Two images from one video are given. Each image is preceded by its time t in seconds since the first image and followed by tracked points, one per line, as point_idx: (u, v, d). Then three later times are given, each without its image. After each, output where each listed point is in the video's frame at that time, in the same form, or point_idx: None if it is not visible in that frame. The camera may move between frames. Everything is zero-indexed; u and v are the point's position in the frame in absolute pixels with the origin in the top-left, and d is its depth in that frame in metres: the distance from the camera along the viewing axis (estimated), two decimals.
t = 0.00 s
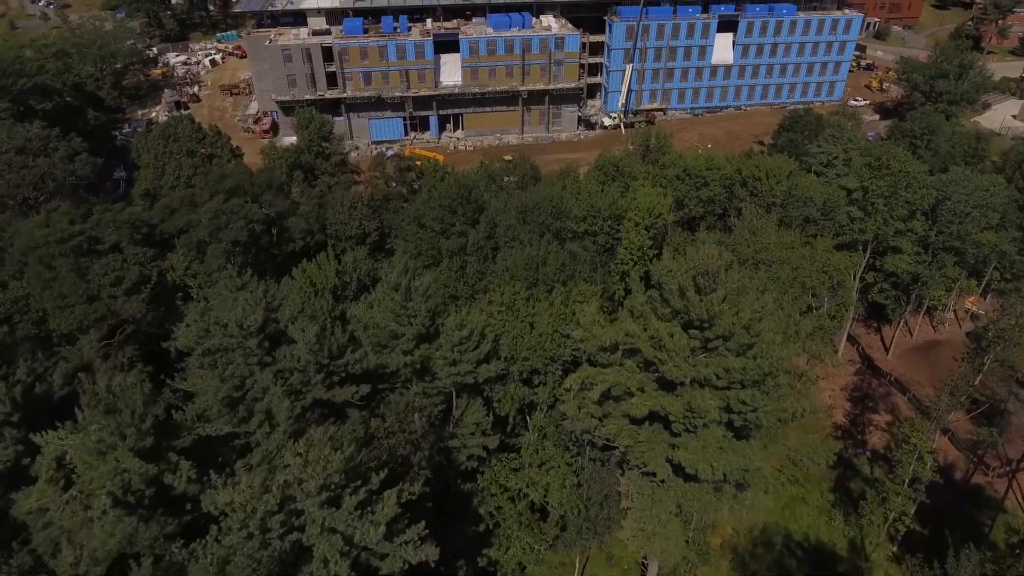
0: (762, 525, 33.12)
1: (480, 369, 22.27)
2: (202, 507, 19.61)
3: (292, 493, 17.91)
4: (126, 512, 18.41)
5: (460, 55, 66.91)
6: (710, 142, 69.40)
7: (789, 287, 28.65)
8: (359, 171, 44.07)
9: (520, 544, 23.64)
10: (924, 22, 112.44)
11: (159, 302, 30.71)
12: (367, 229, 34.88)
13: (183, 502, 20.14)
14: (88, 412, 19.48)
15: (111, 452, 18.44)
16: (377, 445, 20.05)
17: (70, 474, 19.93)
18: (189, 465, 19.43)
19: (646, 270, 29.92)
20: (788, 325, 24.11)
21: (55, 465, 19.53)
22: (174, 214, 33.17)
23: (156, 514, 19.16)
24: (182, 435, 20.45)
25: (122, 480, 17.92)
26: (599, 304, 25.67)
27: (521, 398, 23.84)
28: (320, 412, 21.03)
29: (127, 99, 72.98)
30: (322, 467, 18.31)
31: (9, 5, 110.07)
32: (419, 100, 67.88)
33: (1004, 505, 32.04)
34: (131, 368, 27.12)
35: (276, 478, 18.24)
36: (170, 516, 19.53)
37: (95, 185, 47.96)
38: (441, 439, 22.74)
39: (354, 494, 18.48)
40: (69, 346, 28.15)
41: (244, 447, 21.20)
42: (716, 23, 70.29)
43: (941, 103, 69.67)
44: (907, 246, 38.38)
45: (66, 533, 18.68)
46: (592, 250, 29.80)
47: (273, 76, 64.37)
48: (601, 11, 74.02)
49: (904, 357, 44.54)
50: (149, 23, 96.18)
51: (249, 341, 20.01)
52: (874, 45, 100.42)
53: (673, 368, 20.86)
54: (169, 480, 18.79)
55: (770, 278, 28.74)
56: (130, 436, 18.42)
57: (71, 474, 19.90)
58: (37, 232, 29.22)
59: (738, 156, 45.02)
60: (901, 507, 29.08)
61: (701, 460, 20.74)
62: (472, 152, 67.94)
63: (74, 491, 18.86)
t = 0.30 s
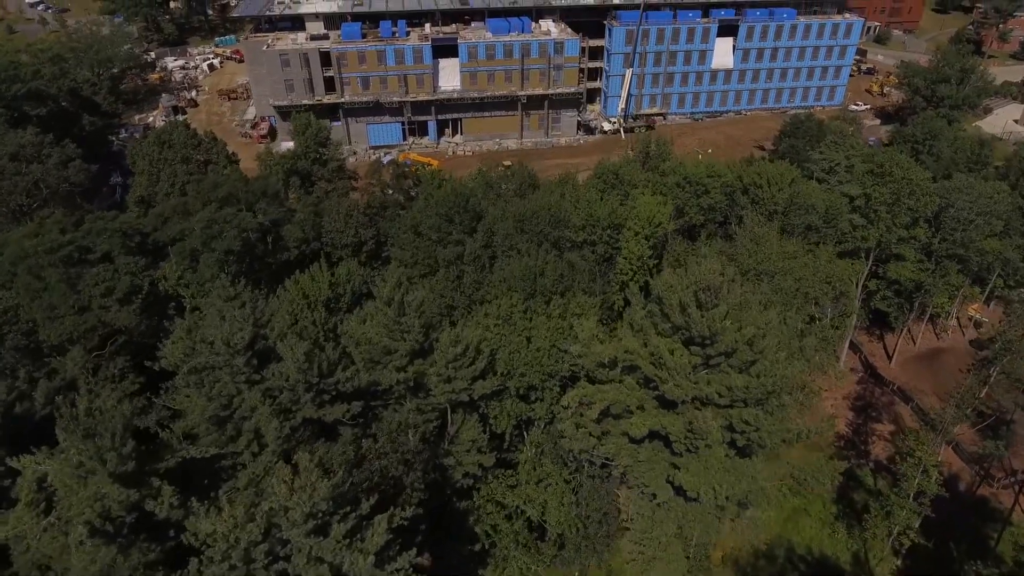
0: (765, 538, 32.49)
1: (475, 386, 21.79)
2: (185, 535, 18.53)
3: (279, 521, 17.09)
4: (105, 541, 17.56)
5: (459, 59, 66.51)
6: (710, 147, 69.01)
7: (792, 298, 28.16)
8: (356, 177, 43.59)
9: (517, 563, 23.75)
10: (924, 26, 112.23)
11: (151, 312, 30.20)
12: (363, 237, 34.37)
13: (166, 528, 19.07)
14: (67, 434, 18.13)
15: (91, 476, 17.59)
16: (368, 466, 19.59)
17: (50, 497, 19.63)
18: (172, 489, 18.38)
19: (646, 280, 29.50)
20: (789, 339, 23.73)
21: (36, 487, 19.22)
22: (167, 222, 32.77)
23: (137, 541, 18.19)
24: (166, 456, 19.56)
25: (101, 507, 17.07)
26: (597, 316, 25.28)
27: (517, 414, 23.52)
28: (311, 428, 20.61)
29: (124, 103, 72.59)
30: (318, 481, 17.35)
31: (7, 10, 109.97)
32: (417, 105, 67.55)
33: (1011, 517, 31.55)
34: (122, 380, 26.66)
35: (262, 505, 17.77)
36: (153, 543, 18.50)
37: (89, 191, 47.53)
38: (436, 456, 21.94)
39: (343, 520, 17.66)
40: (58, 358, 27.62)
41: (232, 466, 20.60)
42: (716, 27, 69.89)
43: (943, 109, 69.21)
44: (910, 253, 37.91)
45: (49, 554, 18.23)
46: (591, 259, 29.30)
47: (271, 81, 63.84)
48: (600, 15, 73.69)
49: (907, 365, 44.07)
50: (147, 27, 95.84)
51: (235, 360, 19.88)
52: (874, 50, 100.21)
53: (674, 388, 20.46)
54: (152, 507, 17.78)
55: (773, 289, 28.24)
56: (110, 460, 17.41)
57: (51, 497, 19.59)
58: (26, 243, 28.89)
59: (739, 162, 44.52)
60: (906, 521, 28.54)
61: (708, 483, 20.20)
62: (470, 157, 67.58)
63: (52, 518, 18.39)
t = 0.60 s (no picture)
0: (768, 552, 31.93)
1: (471, 404, 21.36)
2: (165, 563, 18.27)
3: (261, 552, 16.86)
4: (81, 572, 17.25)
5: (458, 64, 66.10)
6: (710, 152, 68.67)
7: (796, 310, 27.59)
8: (354, 183, 43.08)
9: None
10: (925, 30, 111.97)
11: (143, 322, 29.75)
12: (359, 245, 33.84)
13: (146, 555, 18.94)
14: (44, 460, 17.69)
15: (70, 502, 17.32)
16: (358, 487, 19.51)
17: (30, 520, 19.05)
18: (152, 517, 18.12)
19: (646, 289, 29.06)
20: (792, 353, 23.25)
21: (14, 510, 18.67)
22: (160, 229, 31.97)
23: (116, 568, 18.02)
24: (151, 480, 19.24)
25: (79, 535, 16.84)
26: (596, 330, 24.90)
27: (514, 431, 23.10)
28: (301, 448, 20.32)
29: (121, 108, 72.13)
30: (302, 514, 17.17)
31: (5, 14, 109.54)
32: (416, 110, 67.11)
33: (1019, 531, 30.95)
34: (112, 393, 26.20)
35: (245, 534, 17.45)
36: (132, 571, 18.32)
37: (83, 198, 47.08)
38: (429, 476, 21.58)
39: (329, 550, 17.49)
40: (48, 369, 27.15)
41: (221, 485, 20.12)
42: (716, 32, 69.53)
43: (944, 113, 68.81)
44: (913, 261, 37.34)
45: None
46: (590, 269, 28.83)
47: (268, 86, 63.43)
48: (600, 19, 73.34)
49: (910, 374, 43.67)
50: (145, 31, 95.45)
51: (223, 380, 19.69)
52: (875, 54, 99.97)
53: (675, 408, 19.92)
54: (131, 536, 17.62)
55: (774, 300, 27.70)
56: (88, 487, 17.11)
57: (31, 520, 19.03)
58: (15, 251, 28.36)
59: (740, 168, 44.07)
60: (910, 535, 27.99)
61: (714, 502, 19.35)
62: (469, 162, 67.19)
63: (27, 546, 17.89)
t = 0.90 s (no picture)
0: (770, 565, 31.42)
1: (465, 423, 20.86)
2: None
3: None
4: None
5: (456, 68, 65.68)
6: (711, 157, 68.31)
7: (800, 324, 26.98)
8: (351, 189, 42.58)
9: None
10: (925, 34, 111.63)
11: (134, 332, 29.27)
12: (355, 254, 33.31)
13: None
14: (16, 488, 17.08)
15: (47, 530, 16.77)
16: (349, 511, 19.05)
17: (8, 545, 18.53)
18: (132, 545, 17.61)
19: (645, 300, 28.58)
20: (796, 368, 22.69)
21: None
22: (152, 237, 31.52)
23: None
24: (132, 504, 18.72)
25: (55, 565, 16.30)
26: (594, 343, 24.57)
27: (510, 449, 22.69)
28: (290, 468, 19.85)
29: (117, 112, 71.72)
30: (287, 546, 16.73)
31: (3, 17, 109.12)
32: (414, 115, 66.69)
33: None
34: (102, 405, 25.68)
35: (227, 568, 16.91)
36: None
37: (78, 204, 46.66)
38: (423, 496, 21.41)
39: None
40: (36, 382, 26.67)
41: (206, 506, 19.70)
42: (716, 36, 69.14)
43: (946, 118, 68.33)
44: (917, 270, 36.77)
45: None
46: (588, 279, 28.31)
47: (266, 91, 63.09)
48: (600, 23, 73.00)
49: (913, 383, 43.19)
50: (143, 35, 95.12)
51: (207, 400, 19.10)
52: (876, 58, 99.63)
53: (676, 430, 19.56)
54: (110, 565, 17.04)
55: (777, 312, 27.08)
56: (66, 515, 16.62)
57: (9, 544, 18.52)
58: (3, 262, 27.85)
59: (741, 175, 43.61)
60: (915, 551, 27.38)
61: (718, 528, 18.84)
62: (468, 167, 66.73)
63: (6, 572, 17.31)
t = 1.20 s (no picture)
0: None
1: (460, 442, 20.31)
2: None
3: None
4: None
5: (455, 73, 65.29)
6: (711, 162, 67.86)
7: (803, 336, 26.47)
8: (348, 196, 42.02)
9: None
10: (926, 38, 111.33)
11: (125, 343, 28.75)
12: (351, 262, 32.82)
13: None
14: None
15: (23, 560, 16.41)
16: (338, 536, 18.54)
17: None
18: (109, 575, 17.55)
19: (645, 311, 28.10)
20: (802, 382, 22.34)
21: None
22: (144, 246, 31.11)
23: None
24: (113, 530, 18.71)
25: None
26: (593, 357, 24.12)
27: (507, 468, 22.18)
28: (278, 490, 19.35)
29: (114, 117, 71.27)
30: None
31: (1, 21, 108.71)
32: (413, 120, 66.28)
33: None
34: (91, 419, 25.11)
35: None
36: None
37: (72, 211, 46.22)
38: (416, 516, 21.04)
39: None
40: (24, 395, 26.12)
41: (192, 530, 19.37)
42: (716, 41, 68.77)
43: (948, 123, 67.88)
44: (921, 278, 36.29)
45: None
46: (588, 289, 27.74)
47: (263, 96, 62.67)
48: (599, 28, 72.67)
49: (917, 392, 42.65)
50: (141, 39, 94.71)
51: (192, 422, 18.52)
52: (876, 62, 99.32)
53: (675, 453, 19.44)
54: None
55: (779, 325, 26.54)
56: (40, 546, 16.32)
57: None
58: None
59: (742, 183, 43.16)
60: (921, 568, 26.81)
61: (721, 556, 18.40)
62: (467, 172, 66.25)
63: None
